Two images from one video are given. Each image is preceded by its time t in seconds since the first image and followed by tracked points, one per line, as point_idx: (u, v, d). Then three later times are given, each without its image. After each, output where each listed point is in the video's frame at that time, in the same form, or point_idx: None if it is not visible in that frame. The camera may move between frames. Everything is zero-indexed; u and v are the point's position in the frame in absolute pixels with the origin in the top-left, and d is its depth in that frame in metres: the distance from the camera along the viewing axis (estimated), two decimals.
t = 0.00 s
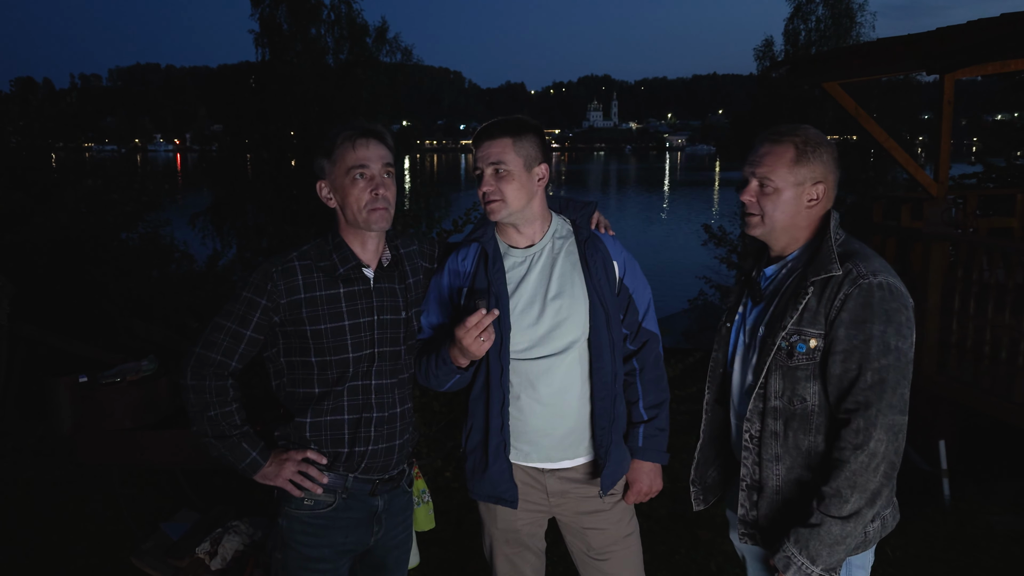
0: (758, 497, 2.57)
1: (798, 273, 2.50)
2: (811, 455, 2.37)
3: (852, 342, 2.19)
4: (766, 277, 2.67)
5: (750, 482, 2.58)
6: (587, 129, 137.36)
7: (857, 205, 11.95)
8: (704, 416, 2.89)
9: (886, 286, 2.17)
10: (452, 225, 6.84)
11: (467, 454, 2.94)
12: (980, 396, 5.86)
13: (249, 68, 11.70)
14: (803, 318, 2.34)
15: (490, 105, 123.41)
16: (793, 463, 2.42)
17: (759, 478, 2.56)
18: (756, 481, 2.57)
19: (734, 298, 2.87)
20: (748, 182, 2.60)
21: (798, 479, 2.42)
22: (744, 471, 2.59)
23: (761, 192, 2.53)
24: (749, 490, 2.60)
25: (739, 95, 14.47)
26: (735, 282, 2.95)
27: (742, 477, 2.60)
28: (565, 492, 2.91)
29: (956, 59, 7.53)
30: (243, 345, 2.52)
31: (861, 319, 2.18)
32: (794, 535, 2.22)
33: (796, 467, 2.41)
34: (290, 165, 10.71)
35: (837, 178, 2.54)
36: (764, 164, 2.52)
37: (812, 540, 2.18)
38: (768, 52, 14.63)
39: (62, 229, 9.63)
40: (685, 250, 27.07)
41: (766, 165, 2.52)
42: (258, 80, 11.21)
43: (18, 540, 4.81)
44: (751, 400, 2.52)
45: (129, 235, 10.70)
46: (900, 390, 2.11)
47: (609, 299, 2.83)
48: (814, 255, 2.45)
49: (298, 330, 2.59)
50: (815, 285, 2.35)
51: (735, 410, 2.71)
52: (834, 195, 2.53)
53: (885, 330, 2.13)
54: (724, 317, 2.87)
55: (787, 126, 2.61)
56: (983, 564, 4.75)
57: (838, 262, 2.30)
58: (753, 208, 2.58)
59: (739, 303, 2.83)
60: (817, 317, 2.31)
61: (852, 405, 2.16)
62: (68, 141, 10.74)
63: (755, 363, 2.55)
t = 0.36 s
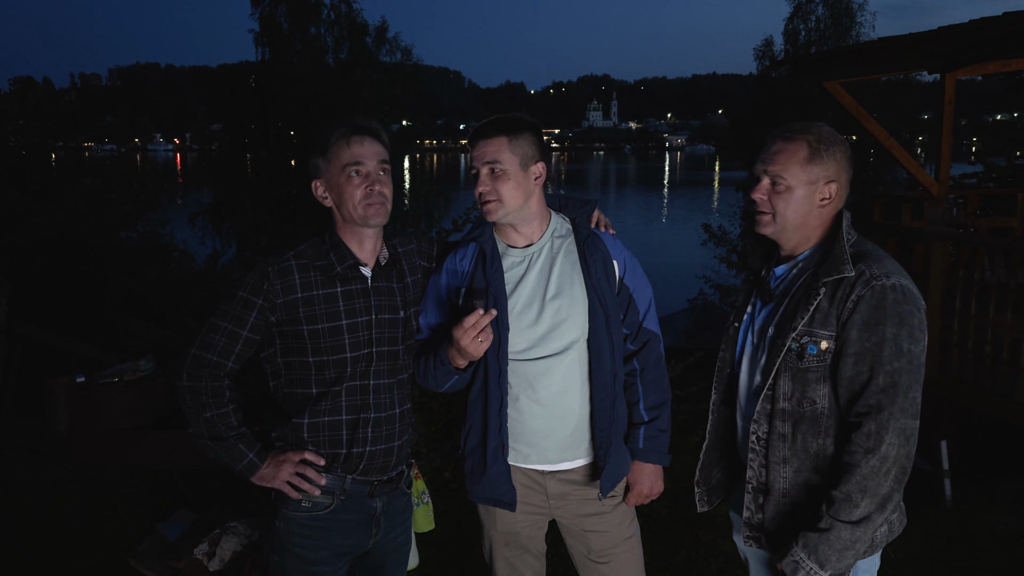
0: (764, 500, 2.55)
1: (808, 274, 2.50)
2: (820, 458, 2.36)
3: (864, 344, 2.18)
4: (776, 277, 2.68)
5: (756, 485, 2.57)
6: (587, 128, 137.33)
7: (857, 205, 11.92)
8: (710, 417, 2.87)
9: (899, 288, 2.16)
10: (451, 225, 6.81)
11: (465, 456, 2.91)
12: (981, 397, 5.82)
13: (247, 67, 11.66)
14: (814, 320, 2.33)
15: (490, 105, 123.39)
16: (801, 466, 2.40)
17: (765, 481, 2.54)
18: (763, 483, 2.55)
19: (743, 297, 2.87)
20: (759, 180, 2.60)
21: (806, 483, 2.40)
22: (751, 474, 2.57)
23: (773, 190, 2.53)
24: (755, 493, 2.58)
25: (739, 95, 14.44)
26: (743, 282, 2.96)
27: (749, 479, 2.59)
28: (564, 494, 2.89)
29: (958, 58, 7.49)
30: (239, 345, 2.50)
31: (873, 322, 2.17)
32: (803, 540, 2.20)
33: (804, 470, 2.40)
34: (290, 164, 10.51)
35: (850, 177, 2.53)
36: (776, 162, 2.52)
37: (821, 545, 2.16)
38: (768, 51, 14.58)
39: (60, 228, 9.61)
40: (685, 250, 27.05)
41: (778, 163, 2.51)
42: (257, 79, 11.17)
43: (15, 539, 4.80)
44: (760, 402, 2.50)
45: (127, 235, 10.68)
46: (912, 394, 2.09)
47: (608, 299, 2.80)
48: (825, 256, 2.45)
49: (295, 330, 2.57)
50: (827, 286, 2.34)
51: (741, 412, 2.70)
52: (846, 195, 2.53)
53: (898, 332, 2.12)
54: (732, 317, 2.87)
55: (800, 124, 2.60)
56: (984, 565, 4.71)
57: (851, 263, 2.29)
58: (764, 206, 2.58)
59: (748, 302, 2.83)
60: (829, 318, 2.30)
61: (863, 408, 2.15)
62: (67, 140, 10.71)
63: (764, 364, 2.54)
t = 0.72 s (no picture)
0: (767, 496, 2.54)
1: (813, 268, 2.48)
2: (823, 454, 2.34)
3: (869, 339, 2.16)
4: (780, 271, 2.67)
5: (759, 480, 2.55)
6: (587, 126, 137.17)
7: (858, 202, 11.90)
8: (712, 412, 2.85)
9: (903, 282, 2.14)
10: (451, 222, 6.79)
11: (462, 453, 2.89)
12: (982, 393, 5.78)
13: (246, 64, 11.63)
14: (818, 315, 2.31)
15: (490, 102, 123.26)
16: (805, 462, 2.38)
17: (768, 477, 2.53)
18: (766, 479, 2.54)
19: (747, 291, 2.85)
20: (762, 174, 2.57)
21: (809, 478, 2.38)
22: (754, 469, 2.56)
23: (776, 184, 2.50)
24: (758, 489, 2.56)
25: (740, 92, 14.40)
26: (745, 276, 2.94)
27: (751, 475, 2.57)
28: (562, 490, 2.87)
29: (959, 54, 7.44)
30: (234, 339, 2.48)
31: (877, 316, 2.15)
32: (806, 536, 2.19)
33: (807, 466, 2.38)
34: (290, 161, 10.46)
35: (854, 171, 2.51)
36: (780, 156, 2.49)
37: (824, 542, 2.14)
38: (769, 48, 14.53)
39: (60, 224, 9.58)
40: (686, 248, 27.02)
41: (782, 157, 2.49)
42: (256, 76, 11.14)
43: (14, 535, 4.78)
44: (762, 397, 2.48)
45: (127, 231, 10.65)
46: (917, 389, 2.08)
47: (605, 293, 2.77)
48: (830, 250, 2.43)
49: (291, 324, 2.54)
50: (830, 281, 2.32)
51: (744, 407, 2.69)
52: (850, 188, 2.51)
53: (902, 327, 2.10)
54: (735, 312, 2.85)
55: (803, 117, 2.58)
56: (985, 561, 4.68)
57: (855, 257, 2.27)
58: (767, 200, 2.55)
59: (752, 297, 2.81)
60: (833, 313, 2.28)
61: (867, 404, 2.13)
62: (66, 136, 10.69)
63: (767, 359, 2.52)
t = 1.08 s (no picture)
0: (768, 492, 2.52)
1: (815, 262, 2.46)
2: (825, 450, 2.32)
3: (871, 333, 2.13)
4: (782, 266, 2.64)
5: (759, 476, 2.53)
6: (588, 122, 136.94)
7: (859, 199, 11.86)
8: (713, 409, 2.83)
9: (906, 276, 2.12)
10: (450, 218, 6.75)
11: (457, 449, 2.89)
12: (983, 389, 5.76)
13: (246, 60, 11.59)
14: (820, 309, 2.29)
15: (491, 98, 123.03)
16: (806, 458, 2.36)
17: (769, 472, 2.51)
18: (766, 474, 2.52)
19: (747, 287, 2.83)
20: (763, 169, 2.55)
21: (811, 474, 2.36)
22: (754, 465, 2.54)
23: (777, 179, 2.48)
24: (758, 485, 2.55)
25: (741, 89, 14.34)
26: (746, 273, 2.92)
27: (752, 471, 2.55)
28: (557, 489, 2.85)
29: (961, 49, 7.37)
30: (228, 337, 2.46)
31: (880, 311, 2.13)
32: (807, 532, 2.17)
33: (808, 461, 2.36)
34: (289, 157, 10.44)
35: (856, 165, 2.49)
36: (781, 151, 2.47)
37: (825, 538, 2.13)
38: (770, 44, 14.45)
39: (59, 220, 9.56)
40: (687, 244, 26.97)
41: (783, 152, 2.46)
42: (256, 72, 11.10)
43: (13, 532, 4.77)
44: (763, 392, 2.46)
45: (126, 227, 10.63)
46: (920, 384, 2.06)
47: (601, 290, 2.74)
48: (832, 244, 2.40)
49: (286, 321, 2.52)
50: (832, 275, 2.30)
51: (745, 403, 2.67)
52: (853, 183, 2.48)
53: (905, 321, 2.08)
54: (735, 307, 2.83)
55: (804, 111, 2.55)
56: (985, 558, 4.65)
57: (857, 251, 2.25)
58: (769, 195, 2.53)
59: (752, 292, 2.80)
60: (835, 308, 2.26)
61: (870, 399, 2.11)
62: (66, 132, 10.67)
63: (768, 354, 2.50)
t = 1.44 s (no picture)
0: (768, 490, 2.50)
1: (817, 258, 2.44)
2: (826, 447, 2.30)
3: (875, 330, 2.12)
4: (783, 262, 2.62)
5: (759, 474, 2.52)
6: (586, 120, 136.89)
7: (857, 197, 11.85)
8: (713, 407, 2.81)
9: (911, 273, 2.10)
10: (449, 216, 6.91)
11: (454, 449, 2.88)
12: (981, 388, 5.75)
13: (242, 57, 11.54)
14: (823, 305, 2.28)
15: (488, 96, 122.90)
16: (807, 456, 2.35)
17: (769, 470, 2.49)
18: (766, 472, 2.50)
19: (747, 284, 2.82)
20: (766, 165, 2.53)
21: (812, 472, 2.35)
22: (755, 463, 2.52)
23: (781, 175, 2.46)
24: (758, 482, 2.53)
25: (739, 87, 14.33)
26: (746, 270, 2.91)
27: (752, 468, 2.53)
28: (554, 489, 2.83)
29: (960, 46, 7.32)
30: (224, 335, 2.43)
31: (884, 307, 2.11)
32: (809, 530, 2.15)
33: (809, 459, 2.34)
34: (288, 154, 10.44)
35: (859, 161, 2.48)
36: (786, 146, 2.45)
37: (827, 536, 2.11)
38: (767, 42, 14.41)
39: (56, 218, 9.51)
40: (685, 243, 26.96)
41: (788, 147, 2.45)
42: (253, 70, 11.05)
43: (9, 533, 4.74)
44: (764, 389, 2.45)
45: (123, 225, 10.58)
46: (923, 381, 2.04)
47: (598, 288, 2.72)
48: (834, 240, 2.38)
49: (282, 319, 2.50)
50: (835, 271, 2.28)
51: (744, 400, 2.65)
52: (856, 179, 2.47)
53: (909, 318, 2.06)
54: (735, 304, 2.82)
55: (808, 107, 2.54)
56: (986, 557, 4.63)
57: (860, 247, 2.23)
58: (772, 191, 2.51)
59: (752, 289, 2.78)
60: (838, 304, 2.24)
61: (873, 396, 2.09)
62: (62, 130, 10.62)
63: (769, 351, 2.48)
